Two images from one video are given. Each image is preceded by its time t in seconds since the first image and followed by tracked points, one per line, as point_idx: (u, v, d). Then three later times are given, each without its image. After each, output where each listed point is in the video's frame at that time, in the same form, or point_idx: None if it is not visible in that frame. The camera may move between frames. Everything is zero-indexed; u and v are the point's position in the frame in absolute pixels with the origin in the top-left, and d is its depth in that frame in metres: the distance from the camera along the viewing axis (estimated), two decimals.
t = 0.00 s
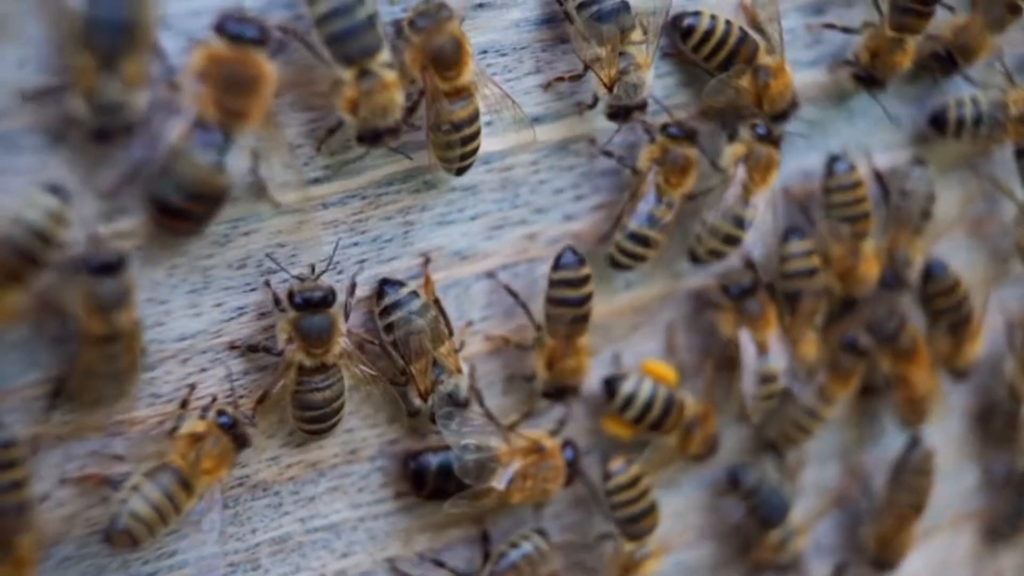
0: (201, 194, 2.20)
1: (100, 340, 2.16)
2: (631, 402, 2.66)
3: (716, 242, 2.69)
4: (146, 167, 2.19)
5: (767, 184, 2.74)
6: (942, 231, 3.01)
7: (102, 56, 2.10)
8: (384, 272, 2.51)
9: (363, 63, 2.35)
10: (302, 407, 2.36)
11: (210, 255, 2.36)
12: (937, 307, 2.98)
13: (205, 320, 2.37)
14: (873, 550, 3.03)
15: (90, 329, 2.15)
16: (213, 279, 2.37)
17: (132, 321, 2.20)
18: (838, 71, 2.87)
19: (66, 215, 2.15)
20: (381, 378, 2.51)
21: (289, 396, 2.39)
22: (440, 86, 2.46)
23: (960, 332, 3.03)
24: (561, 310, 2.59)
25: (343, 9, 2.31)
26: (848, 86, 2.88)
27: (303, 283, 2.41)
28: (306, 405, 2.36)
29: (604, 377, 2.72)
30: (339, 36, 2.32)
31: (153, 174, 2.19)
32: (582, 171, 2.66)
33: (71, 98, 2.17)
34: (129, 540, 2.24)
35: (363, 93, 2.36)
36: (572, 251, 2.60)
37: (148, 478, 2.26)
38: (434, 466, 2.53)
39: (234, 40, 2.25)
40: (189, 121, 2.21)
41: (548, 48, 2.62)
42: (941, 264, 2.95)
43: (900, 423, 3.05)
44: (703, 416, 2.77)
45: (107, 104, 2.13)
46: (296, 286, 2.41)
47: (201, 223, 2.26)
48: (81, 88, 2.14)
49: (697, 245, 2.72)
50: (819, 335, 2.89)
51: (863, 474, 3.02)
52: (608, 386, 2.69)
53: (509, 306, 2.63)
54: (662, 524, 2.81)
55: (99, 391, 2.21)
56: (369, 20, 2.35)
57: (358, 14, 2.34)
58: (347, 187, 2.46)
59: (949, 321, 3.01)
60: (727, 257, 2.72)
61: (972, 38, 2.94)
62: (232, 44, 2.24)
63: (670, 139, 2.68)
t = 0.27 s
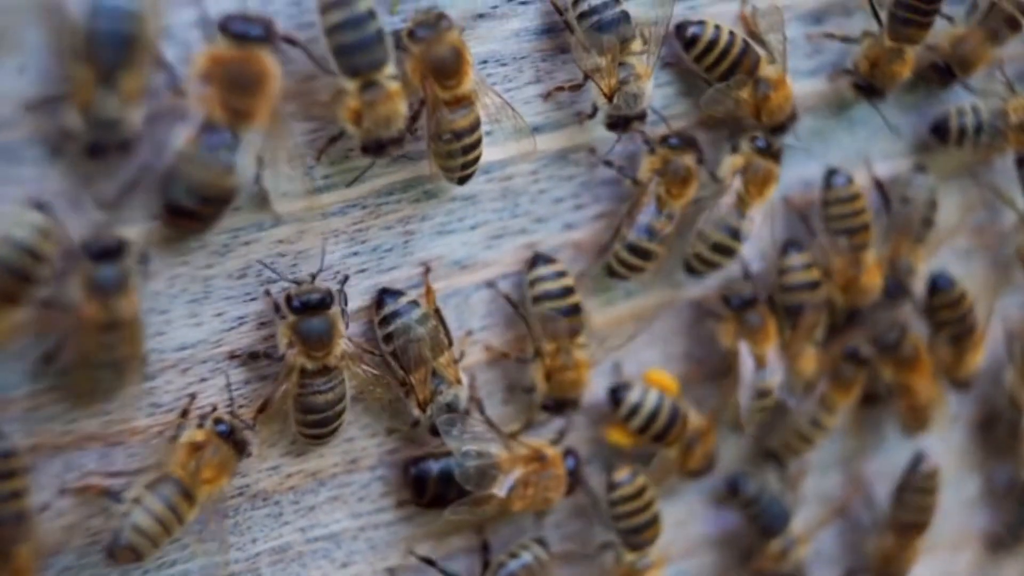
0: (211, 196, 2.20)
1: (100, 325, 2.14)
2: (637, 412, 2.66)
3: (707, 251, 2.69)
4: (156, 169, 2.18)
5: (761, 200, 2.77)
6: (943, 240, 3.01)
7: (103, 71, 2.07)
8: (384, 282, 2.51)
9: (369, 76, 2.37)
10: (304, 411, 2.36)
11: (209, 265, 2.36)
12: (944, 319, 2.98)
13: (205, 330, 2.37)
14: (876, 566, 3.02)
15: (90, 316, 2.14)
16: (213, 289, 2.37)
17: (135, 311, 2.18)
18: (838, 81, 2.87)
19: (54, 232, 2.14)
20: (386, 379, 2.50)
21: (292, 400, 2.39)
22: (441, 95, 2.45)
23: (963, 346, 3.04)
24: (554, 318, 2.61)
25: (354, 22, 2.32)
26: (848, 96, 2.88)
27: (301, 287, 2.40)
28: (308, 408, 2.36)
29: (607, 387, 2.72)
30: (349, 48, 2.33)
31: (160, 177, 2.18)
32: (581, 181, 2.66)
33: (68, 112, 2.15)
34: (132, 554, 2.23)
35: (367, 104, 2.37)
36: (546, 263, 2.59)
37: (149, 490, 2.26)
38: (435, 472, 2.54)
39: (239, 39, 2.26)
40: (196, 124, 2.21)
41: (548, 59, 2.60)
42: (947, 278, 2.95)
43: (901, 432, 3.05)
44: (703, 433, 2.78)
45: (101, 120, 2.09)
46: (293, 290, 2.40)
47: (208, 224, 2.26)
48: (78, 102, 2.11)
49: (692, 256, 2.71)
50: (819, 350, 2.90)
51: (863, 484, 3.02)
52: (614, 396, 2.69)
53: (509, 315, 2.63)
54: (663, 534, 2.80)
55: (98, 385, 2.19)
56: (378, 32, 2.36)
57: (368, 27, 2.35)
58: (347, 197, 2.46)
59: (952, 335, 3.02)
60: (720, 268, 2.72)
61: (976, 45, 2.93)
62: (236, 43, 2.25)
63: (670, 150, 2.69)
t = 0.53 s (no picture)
0: (210, 193, 2.20)
1: (99, 313, 2.17)
2: (637, 418, 2.67)
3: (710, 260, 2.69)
4: (157, 168, 2.21)
5: (764, 209, 2.78)
6: (942, 248, 3.01)
7: (97, 89, 2.11)
8: (384, 292, 2.51)
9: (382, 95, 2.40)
10: (305, 415, 2.35)
11: (209, 274, 2.36)
12: (938, 324, 2.99)
13: (205, 340, 2.37)
14: None
15: (88, 304, 2.17)
16: (213, 298, 2.37)
17: (130, 304, 2.21)
18: (838, 90, 2.87)
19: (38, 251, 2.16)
20: (383, 387, 2.51)
21: (289, 404, 2.38)
22: (443, 105, 2.46)
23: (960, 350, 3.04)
24: (555, 328, 2.60)
25: (385, 50, 2.35)
26: (847, 103, 2.88)
27: (304, 289, 2.41)
28: (308, 413, 2.35)
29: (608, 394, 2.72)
30: (371, 70, 2.36)
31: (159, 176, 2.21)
32: (582, 190, 2.66)
33: (56, 131, 2.17)
34: (132, 562, 2.23)
35: (377, 120, 2.39)
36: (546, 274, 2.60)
37: (149, 501, 2.27)
38: (438, 485, 2.53)
39: (233, 35, 2.26)
40: (193, 121, 2.23)
41: (548, 68, 2.61)
42: (941, 283, 2.96)
43: (900, 441, 3.04)
44: (703, 447, 2.78)
45: (91, 139, 2.13)
46: (295, 292, 2.40)
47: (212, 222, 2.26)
48: (70, 120, 2.15)
49: (691, 262, 2.71)
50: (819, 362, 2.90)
51: (863, 492, 3.02)
52: (615, 401, 2.69)
53: (509, 324, 2.62)
54: (662, 541, 2.80)
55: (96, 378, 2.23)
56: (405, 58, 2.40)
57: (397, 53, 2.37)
58: (347, 206, 2.46)
59: (949, 340, 3.02)
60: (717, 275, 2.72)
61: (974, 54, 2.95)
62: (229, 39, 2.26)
63: (672, 160, 2.69)
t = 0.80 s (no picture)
0: (208, 198, 2.18)
1: (99, 314, 2.15)
2: (639, 432, 2.67)
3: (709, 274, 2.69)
4: (156, 177, 2.18)
5: (767, 220, 2.77)
6: (942, 258, 3.01)
7: (94, 109, 2.08)
8: (385, 303, 2.51)
9: (382, 112, 2.39)
10: (302, 424, 2.36)
11: (209, 286, 2.36)
12: (935, 331, 2.99)
13: (205, 352, 2.37)
14: None
15: (91, 304, 2.15)
16: (213, 310, 2.37)
17: (136, 308, 2.20)
18: (838, 101, 2.88)
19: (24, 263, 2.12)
20: (383, 395, 2.50)
21: (288, 412, 2.38)
22: (443, 114, 2.46)
23: (960, 359, 3.05)
24: (550, 346, 2.61)
25: (389, 71, 2.36)
26: (847, 115, 2.89)
27: (305, 297, 2.42)
28: (306, 421, 2.35)
29: (612, 407, 2.72)
30: (374, 90, 2.37)
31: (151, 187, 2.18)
32: (582, 202, 2.67)
33: (49, 144, 2.13)
34: None
35: (373, 138, 2.39)
36: (545, 290, 2.59)
37: (148, 516, 2.27)
38: (436, 496, 2.53)
39: (224, 39, 2.23)
40: (188, 127, 2.20)
41: (548, 79, 2.61)
42: (936, 288, 2.96)
43: (900, 453, 3.05)
44: (703, 464, 2.79)
45: (86, 159, 2.10)
46: (297, 300, 2.41)
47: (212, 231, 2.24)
48: (63, 137, 2.11)
49: (691, 274, 2.71)
50: (819, 373, 2.92)
51: (863, 503, 3.01)
52: (616, 416, 2.69)
53: (508, 336, 2.63)
54: (662, 552, 2.80)
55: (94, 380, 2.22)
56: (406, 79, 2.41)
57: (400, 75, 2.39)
58: (347, 218, 2.46)
59: (946, 347, 3.03)
60: (716, 287, 2.71)
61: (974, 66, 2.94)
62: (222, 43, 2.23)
63: (674, 173, 2.70)
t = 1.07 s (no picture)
0: (215, 201, 2.22)
1: (99, 330, 2.17)
2: (641, 441, 2.67)
3: (710, 284, 2.69)
4: (162, 176, 2.19)
5: (767, 229, 2.77)
6: (942, 267, 3.02)
7: (96, 123, 2.05)
8: (385, 313, 2.51)
9: (382, 127, 2.37)
10: (301, 431, 2.35)
11: (209, 296, 2.36)
12: (937, 341, 2.99)
13: (205, 362, 2.37)
14: None
15: (97, 318, 2.17)
16: (213, 320, 2.37)
17: (140, 324, 2.21)
18: (838, 111, 2.88)
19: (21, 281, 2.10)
20: (381, 400, 2.50)
21: (287, 419, 2.37)
22: (443, 126, 2.45)
23: (960, 368, 3.04)
24: (553, 349, 2.59)
25: (388, 84, 2.34)
26: (847, 124, 2.89)
27: (306, 303, 2.41)
28: (305, 428, 2.35)
29: (613, 417, 2.72)
30: (372, 104, 2.35)
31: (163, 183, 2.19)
32: (582, 212, 2.67)
33: (50, 156, 2.13)
34: None
35: (374, 153, 2.38)
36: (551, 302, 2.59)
37: (146, 526, 2.25)
38: (437, 504, 2.54)
39: (229, 38, 2.21)
40: (192, 128, 2.18)
41: (548, 89, 2.60)
42: (939, 297, 2.96)
43: (901, 461, 3.05)
44: (703, 477, 2.79)
45: (84, 172, 2.08)
46: (296, 306, 2.40)
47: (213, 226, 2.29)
48: (63, 147, 2.10)
49: (690, 284, 2.71)
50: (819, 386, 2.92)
51: (862, 512, 3.02)
52: (617, 426, 2.69)
53: (509, 345, 2.63)
54: (662, 563, 2.81)
55: (89, 389, 2.21)
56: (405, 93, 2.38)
57: (398, 88, 2.36)
58: (348, 228, 2.45)
59: (948, 357, 3.02)
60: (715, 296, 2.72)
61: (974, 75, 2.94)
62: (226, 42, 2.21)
63: (674, 184, 2.70)
